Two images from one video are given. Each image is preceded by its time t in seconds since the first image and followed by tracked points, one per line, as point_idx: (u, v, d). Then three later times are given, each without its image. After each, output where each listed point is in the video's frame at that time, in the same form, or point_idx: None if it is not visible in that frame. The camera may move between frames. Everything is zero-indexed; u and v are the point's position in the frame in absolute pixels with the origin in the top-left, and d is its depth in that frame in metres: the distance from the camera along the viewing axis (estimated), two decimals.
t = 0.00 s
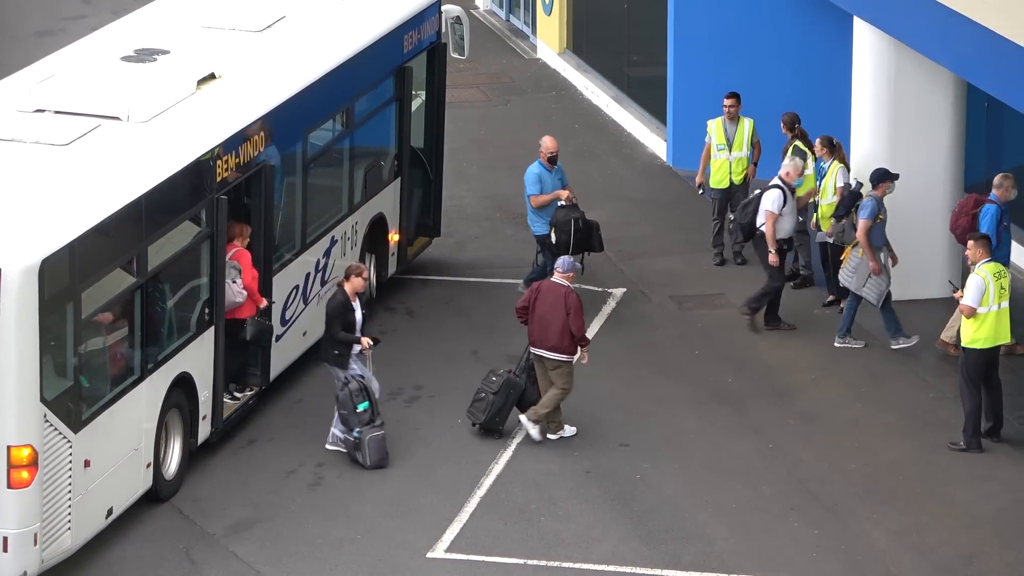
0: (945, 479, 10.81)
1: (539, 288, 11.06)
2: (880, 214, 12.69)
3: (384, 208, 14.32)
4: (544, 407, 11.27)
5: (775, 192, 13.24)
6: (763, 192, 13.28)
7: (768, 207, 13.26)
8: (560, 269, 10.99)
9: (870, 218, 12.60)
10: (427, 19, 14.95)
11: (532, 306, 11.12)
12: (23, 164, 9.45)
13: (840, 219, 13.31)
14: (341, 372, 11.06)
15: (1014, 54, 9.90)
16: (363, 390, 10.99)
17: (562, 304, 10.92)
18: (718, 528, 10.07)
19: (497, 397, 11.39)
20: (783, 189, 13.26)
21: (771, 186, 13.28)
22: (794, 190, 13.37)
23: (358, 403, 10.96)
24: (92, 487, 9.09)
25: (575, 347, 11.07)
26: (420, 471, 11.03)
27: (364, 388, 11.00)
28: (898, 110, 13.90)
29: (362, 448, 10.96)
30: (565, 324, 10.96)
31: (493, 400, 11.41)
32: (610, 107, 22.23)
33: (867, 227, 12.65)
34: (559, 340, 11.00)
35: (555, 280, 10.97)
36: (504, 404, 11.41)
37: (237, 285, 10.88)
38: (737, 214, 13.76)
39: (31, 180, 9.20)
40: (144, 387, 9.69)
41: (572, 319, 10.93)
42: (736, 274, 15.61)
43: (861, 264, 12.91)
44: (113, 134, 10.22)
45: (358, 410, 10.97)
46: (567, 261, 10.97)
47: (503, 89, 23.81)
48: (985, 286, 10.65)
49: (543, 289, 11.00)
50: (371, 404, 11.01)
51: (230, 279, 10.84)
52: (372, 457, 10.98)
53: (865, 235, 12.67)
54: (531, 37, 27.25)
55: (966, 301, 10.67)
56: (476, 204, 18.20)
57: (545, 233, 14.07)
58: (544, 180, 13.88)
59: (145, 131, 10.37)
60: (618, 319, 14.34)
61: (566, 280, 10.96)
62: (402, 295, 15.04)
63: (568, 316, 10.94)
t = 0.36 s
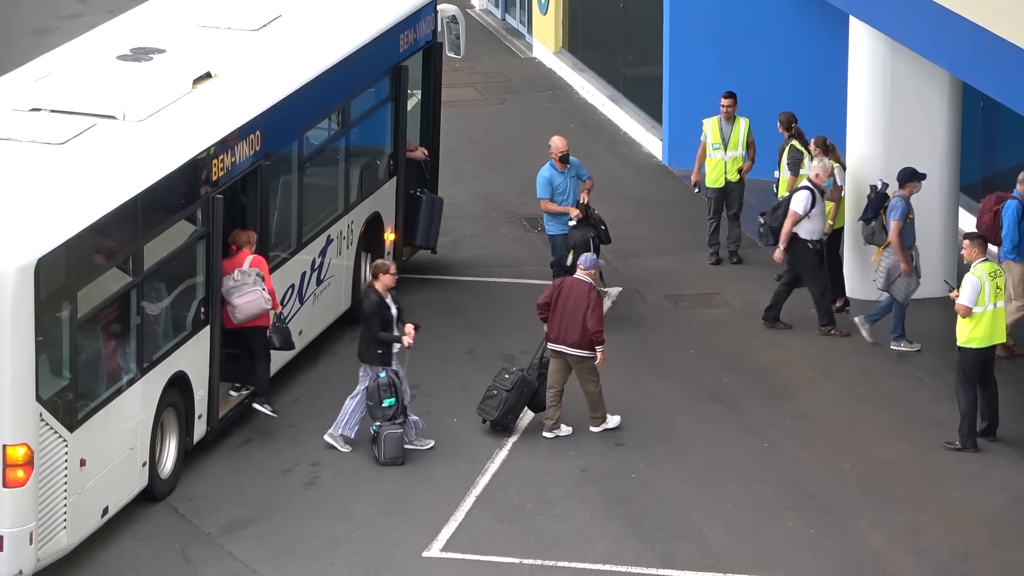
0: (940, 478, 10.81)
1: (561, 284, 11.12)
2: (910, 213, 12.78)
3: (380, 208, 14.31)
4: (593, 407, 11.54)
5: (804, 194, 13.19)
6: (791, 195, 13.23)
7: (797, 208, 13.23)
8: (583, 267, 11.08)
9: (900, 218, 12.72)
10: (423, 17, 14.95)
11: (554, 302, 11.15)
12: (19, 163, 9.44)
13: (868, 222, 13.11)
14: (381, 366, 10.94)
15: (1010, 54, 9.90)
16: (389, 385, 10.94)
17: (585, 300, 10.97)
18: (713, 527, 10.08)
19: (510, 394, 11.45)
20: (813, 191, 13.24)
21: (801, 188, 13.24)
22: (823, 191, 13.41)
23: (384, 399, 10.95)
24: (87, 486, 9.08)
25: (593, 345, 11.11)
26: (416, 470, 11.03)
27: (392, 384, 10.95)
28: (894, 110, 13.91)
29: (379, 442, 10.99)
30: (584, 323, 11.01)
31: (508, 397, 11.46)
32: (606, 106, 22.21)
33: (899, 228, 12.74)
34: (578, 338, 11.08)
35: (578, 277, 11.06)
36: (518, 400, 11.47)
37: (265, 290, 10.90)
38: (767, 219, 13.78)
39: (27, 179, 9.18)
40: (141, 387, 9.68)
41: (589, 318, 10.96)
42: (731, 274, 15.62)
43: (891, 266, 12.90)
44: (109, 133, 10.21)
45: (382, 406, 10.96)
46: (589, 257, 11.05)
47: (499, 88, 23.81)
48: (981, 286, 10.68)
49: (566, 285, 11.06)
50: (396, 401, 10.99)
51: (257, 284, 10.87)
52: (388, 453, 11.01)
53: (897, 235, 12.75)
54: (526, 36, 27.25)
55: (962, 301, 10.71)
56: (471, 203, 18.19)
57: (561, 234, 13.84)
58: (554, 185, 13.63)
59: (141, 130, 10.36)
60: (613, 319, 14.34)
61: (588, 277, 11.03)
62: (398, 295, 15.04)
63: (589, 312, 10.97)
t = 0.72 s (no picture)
0: (936, 477, 10.82)
1: (583, 279, 11.26)
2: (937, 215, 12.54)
3: (376, 207, 14.30)
4: (595, 404, 11.57)
5: (841, 190, 13.23)
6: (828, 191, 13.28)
7: (834, 205, 13.23)
8: (604, 261, 11.26)
9: (927, 219, 12.47)
10: (418, 17, 14.94)
11: (579, 297, 11.28)
12: (15, 163, 9.43)
13: (895, 223, 12.93)
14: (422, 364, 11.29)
15: (1006, 53, 9.91)
16: (434, 391, 11.00)
17: (611, 292, 11.13)
18: (710, 526, 10.08)
19: (533, 390, 11.47)
20: (848, 188, 13.28)
21: (837, 184, 13.29)
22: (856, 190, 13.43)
23: (425, 401, 11.01)
24: (84, 486, 9.07)
25: (620, 337, 11.26)
26: (412, 469, 11.03)
27: (438, 392, 11.02)
28: (890, 109, 13.92)
29: (396, 435, 11.00)
30: (615, 315, 11.17)
31: (532, 392, 11.50)
32: (602, 105, 22.22)
33: (925, 230, 12.49)
34: (607, 330, 11.21)
35: (600, 270, 11.22)
36: (541, 397, 11.51)
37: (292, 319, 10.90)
38: (800, 219, 13.67)
39: (23, 179, 9.17)
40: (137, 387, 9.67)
41: (619, 309, 11.12)
42: (728, 273, 15.62)
43: (917, 267, 12.72)
44: (105, 133, 10.20)
45: (420, 406, 11.01)
46: (610, 250, 11.22)
47: (495, 88, 23.81)
48: (977, 284, 10.69)
49: (590, 278, 11.20)
50: (435, 408, 11.01)
51: (286, 315, 10.82)
52: (396, 448, 11.00)
53: (924, 238, 12.50)
54: (522, 35, 27.25)
55: (958, 300, 10.70)
56: (468, 203, 18.19)
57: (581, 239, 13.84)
58: (568, 193, 13.63)
59: (137, 130, 10.35)
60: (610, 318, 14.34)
61: (610, 269, 11.20)
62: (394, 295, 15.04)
63: (617, 305, 11.13)
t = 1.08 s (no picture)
0: (933, 476, 10.83)
1: (594, 274, 11.26)
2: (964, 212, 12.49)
3: (374, 205, 14.30)
4: (601, 395, 11.53)
5: (878, 190, 13.11)
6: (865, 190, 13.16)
7: (872, 204, 13.14)
8: (615, 254, 11.21)
9: (954, 215, 12.40)
10: (416, 15, 14.93)
11: (592, 292, 11.30)
12: (14, 160, 9.42)
13: (924, 220, 13.05)
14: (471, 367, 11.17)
15: (1004, 52, 9.93)
16: (457, 390, 11.04)
17: (624, 286, 11.14)
18: (707, 525, 10.08)
19: (555, 384, 11.55)
20: (884, 187, 13.14)
21: (872, 184, 13.17)
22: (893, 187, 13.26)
23: (445, 399, 11.04)
24: (81, 483, 9.07)
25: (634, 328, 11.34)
26: (410, 467, 11.03)
27: (459, 391, 11.05)
28: (888, 108, 13.93)
29: (416, 432, 10.99)
30: (629, 307, 11.22)
31: (553, 387, 11.58)
32: (600, 104, 22.22)
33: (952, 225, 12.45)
34: (624, 323, 11.27)
35: (611, 264, 11.20)
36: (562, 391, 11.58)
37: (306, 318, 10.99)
38: (835, 221, 13.58)
39: (22, 176, 9.17)
40: (135, 384, 9.67)
41: (634, 301, 11.17)
42: (726, 271, 15.63)
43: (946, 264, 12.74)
44: (104, 130, 10.20)
45: (439, 404, 11.04)
46: (620, 244, 11.16)
47: (493, 86, 23.81)
48: (975, 284, 10.67)
49: (601, 275, 11.20)
50: (456, 407, 11.07)
51: (303, 315, 10.89)
52: (417, 445, 10.99)
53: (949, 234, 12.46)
54: (521, 33, 27.25)
55: (956, 300, 10.69)
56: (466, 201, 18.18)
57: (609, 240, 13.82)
58: (602, 197, 13.57)
59: (136, 127, 10.35)
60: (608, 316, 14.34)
61: (621, 263, 11.19)
62: (392, 292, 15.03)
63: (630, 297, 11.17)
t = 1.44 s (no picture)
0: (930, 473, 10.84)
1: (605, 263, 11.54)
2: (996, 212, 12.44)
3: (371, 201, 14.29)
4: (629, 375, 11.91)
5: (909, 187, 12.97)
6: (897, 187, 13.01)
7: (903, 201, 13.00)
8: (625, 241, 11.55)
9: (987, 216, 12.37)
10: (414, 11, 14.92)
11: (602, 282, 11.52)
12: (12, 155, 9.42)
13: (956, 220, 13.02)
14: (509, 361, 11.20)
15: (1001, 48, 9.95)
16: (475, 382, 11.17)
17: (635, 272, 11.42)
18: (704, 521, 10.09)
19: (571, 374, 11.64)
20: (917, 184, 12.99)
21: (905, 180, 13.02)
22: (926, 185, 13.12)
23: (464, 392, 11.15)
24: (78, 479, 9.07)
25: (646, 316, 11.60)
26: (407, 463, 11.03)
27: (477, 384, 11.18)
28: (886, 105, 13.93)
29: (437, 426, 11.01)
30: (638, 295, 11.46)
31: (567, 377, 11.66)
32: (598, 100, 22.22)
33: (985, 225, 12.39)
34: (635, 311, 11.51)
35: (621, 251, 11.51)
36: (575, 381, 11.65)
37: (327, 309, 11.03)
38: (866, 214, 13.45)
39: (19, 171, 9.16)
40: (132, 380, 9.67)
41: (642, 289, 11.43)
42: (723, 268, 15.63)
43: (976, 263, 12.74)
44: (101, 125, 10.19)
45: (458, 397, 11.14)
46: (629, 231, 11.53)
47: (491, 82, 23.80)
48: (973, 281, 10.66)
49: (612, 262, 11.48)
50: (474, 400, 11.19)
51: (320, 303, 10.96)
52: (436, 438, 11.03)
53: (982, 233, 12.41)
54: (519, 29, 27.24)
55: (953, 297, 10.69)
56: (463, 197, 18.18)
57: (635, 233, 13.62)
58: (632, 192, 13.35)
59: (133, 122, 10.35)
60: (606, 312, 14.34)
61: (631, 250, 11.52)
62: (390, 288, 15.03)
63: (640, 285, 11.43)
